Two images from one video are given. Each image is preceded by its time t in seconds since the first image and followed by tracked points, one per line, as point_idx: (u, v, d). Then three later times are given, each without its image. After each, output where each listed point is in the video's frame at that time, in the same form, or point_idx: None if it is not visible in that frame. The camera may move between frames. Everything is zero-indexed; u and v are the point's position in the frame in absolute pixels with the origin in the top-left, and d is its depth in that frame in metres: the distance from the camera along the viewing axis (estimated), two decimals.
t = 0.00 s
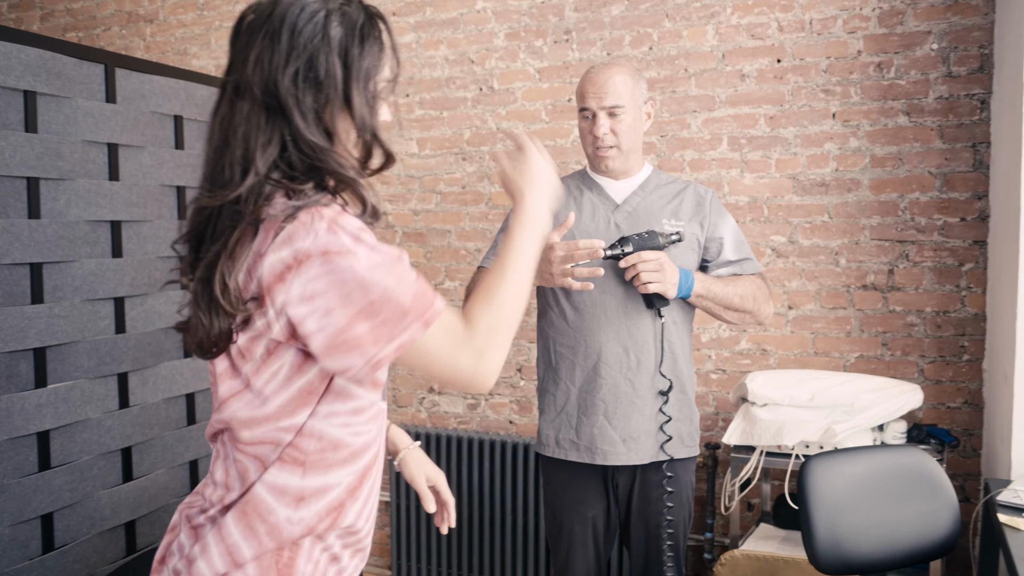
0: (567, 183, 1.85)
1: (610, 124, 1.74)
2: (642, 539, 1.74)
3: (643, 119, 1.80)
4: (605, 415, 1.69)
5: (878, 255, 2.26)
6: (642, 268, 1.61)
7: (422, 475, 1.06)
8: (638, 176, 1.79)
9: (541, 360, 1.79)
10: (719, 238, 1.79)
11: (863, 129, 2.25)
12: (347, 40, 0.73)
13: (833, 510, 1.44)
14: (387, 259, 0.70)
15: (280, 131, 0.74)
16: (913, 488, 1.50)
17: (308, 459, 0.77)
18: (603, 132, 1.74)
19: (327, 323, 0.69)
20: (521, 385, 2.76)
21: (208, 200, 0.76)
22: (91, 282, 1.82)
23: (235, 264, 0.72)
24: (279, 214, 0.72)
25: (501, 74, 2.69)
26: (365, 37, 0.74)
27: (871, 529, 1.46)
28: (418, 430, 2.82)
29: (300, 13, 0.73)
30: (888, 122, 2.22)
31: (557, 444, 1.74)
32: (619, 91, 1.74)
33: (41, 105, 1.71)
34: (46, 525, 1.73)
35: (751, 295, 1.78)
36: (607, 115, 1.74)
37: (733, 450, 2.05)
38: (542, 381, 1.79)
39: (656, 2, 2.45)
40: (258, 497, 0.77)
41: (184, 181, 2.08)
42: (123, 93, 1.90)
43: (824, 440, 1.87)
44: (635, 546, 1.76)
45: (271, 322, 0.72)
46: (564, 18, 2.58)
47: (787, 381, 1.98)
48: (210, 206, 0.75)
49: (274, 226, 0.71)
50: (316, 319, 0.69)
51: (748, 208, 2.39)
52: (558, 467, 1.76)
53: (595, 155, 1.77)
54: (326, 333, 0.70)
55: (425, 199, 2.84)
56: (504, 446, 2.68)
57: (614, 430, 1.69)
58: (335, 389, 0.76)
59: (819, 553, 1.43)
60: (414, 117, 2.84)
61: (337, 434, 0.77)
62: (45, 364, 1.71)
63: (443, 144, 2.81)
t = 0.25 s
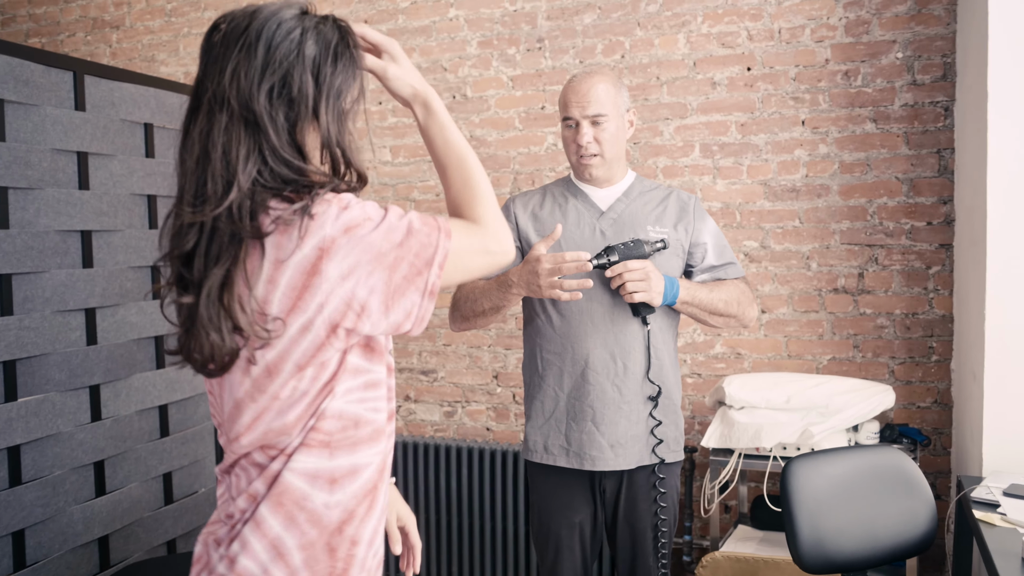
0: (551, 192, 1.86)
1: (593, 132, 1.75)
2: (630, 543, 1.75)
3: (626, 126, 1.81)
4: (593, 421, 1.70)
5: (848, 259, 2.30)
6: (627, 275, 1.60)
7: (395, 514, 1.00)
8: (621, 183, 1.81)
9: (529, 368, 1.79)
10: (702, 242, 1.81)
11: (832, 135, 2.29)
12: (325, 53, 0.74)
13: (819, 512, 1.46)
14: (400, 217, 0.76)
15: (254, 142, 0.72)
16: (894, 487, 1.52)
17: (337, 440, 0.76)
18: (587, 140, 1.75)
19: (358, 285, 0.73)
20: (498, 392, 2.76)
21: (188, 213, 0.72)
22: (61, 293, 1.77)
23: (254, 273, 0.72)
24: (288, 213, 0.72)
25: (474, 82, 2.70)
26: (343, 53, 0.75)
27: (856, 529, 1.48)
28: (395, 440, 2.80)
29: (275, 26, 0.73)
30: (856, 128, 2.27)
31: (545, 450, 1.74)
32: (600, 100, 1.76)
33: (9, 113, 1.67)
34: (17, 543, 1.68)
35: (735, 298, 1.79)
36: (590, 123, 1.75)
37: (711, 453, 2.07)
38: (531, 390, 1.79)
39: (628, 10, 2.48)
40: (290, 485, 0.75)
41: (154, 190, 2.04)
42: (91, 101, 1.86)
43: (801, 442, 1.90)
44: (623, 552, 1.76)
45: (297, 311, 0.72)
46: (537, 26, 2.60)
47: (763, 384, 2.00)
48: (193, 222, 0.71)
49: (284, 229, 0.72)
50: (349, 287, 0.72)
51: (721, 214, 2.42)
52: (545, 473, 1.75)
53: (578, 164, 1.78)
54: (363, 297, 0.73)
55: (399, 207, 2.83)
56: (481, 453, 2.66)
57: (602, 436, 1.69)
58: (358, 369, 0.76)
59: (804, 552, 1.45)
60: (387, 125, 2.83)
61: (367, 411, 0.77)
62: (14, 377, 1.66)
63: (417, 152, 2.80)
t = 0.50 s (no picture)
0: (547, 199, 1.87)
1: (588, 143, 1.77)
2: (632, 546, 1.76)
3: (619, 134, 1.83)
4: (594, 424, 1.71)
5: (831, 260, 2.35)
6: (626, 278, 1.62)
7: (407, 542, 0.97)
8: (616, 189, 1.82)
9: (529, 372, 1.81)
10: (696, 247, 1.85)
11: (812, 140, 2.34)
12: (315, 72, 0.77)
13: (817, 508, 1.49)
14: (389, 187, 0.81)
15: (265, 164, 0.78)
16: (887, 482, 1.56)
17: (376, 411, 0.81)
18: (581, 151, 1.77)
19: (372, 256, 0.80)
20: (486, 400, 2.76)
21: (219, 230, 0.79)
22: (46, 310, 1.75)
23: (277, 273, 0.78)
24: (290, 214, 0.78)
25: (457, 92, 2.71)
26: (355, 73, 0.80)
27: (853, 524, 1.51)
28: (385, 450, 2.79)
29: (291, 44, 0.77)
30: (835, 133, 2.32)
31: (547, 454, 1.76)
32: (595, 110, 1.77)
33: None
34: (5, 565, 1.65)
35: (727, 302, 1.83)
36: (584, 133, 1.77)
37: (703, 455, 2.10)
38: (531, 394, 1.80)
39: (609, 19, 2.51)
40: (339, 459, 0.80)
41: (137, 205, 2.02)
42: (73, 117, 1.84)
43: (792, 441, 1.93)
44: (625, 555, 1.77)
45: (325, 297, 0.78)
46: (518, 36, 2.62)
47: (753, 386, 2.04)
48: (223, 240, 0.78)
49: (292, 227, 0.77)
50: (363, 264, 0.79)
51: (705, 219, 2.46)
52: (548, 477, 1.77)
53: (573, 172, 1.80)
54: (379, 263, 0.80)
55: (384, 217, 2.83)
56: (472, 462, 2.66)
57: (604, 438, 1.71)
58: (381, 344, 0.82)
59: (803, 549, 1.47)
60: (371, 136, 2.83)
61: (394, 382, 0.84)
62: None
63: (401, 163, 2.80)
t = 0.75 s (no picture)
0: (548, 196, 1.89)
1: (582, 140, 1.79)
2: (633, 539, 1.79)
3: (616, 130, 1.84)
4: (596, 418, 1.73)
5: (823, 255, 2.38)
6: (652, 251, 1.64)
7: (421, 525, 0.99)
8: (615, 185, 1.84)
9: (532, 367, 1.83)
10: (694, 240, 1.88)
11: (804, 136, 2.37)
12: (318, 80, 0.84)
13: (817, 499, 1.51)
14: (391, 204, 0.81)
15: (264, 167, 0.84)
16: (885, 472, 1.59)
17: (389, 410, 0.83)
18: (577, 147, 1.79)
19: (373, 266, 0.79)
20: (483, 396, 2.77)
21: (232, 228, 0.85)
22: (42, 312, 1.74)
23: (282, 275, 0.80)
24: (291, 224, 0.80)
25: (450, 90, 2.71)
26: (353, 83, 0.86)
27: (853, 514, 1.53)
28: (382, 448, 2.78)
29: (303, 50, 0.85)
30: (826, 129, 2.35)
31: (551, 448, 1.78)
32: (590, 106, 1.78)
33: None
34: (4, 567, 1.64)
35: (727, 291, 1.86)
36: (579, 130, 1.79)
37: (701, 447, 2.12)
38: (533, 387, 1.82)
39: (601, 17, 2.53)
40: (354, 456, 0.82)
41: (131, 205, 2.00)
42: (65, 118, 1.82)
43: (788, 433, 1.96)
44: (627, 547, 1.80)
45: (326, 301, 0.79)
46: (511, 34, 2.63)
47: (750, 379, 2.06)
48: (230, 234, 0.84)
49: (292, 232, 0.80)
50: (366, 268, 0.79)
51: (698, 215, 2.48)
52: (552, 471, 1.80)
53: (570, 168, 1.82)
54: (379, 275, 0.80)
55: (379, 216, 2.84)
56: (470, 458, 2.68)
57: (606, 432, 1.73)
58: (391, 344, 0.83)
59: (805, 539, 1.49)
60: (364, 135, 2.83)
61: (405, 380, 0.84)
62: None
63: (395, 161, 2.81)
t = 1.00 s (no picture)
0: (567, 190, 1.89)
1: (600, 137, 1.80)
2: (645, 533, 1.81)
3: (633, 126, 1.85)
4: (612, 414, 1.74)
5: (839, 251, 2.38)
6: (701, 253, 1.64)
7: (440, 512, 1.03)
8: (634, 179, 1.85)
9: (549, 363, 1.84)
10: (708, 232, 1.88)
11: (821, 132, 2.37)
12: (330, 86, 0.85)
13: (833, 495, 1.52)
14: (438, 255, 0.83)
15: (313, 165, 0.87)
16: (901, 470, 1.59)
17: (412, 429, 0.85)
18: (594, 144, 1.80)
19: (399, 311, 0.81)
20: (498, 389, 2.79)
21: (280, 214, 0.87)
22: (64, 301, 1.74)
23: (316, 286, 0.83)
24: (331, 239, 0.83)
25: (467, 84, 2.72)
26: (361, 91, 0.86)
27: (869, 511, 1.54)
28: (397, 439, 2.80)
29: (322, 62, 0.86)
30: (844, 125, 2.34)
31: (565, 442, 1.80)
32: (607, 102, 1.79)
33: (6, 121, 1.62)
34: (27, 554, 1.65)
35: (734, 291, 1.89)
36: (597, 126, 1.80)
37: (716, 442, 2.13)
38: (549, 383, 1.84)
39: (618, 12, 2.53)
40: (376, 469, 0.84)
41: (150, 196, 1.99)
42: (86, 108, 1.82)
43: (804, 429, 1.97)
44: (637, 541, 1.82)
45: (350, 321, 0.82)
46: (528, 28, 2.63)
47: (766, 374, 2.07)
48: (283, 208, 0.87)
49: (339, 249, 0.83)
50: (393, 299, 0.81)
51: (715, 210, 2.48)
52: (566, 464, 1.82)
53: (589, 164, 1.83)
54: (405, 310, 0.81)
55: (395, 208, 2.85)
56: (484, 450, 2.70)
57: (621, 428, 1.74)
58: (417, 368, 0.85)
59: (822, 535, 1.50)
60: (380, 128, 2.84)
61: (429, 400, 0.87)
62: (21, 386, 1.63)
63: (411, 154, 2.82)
